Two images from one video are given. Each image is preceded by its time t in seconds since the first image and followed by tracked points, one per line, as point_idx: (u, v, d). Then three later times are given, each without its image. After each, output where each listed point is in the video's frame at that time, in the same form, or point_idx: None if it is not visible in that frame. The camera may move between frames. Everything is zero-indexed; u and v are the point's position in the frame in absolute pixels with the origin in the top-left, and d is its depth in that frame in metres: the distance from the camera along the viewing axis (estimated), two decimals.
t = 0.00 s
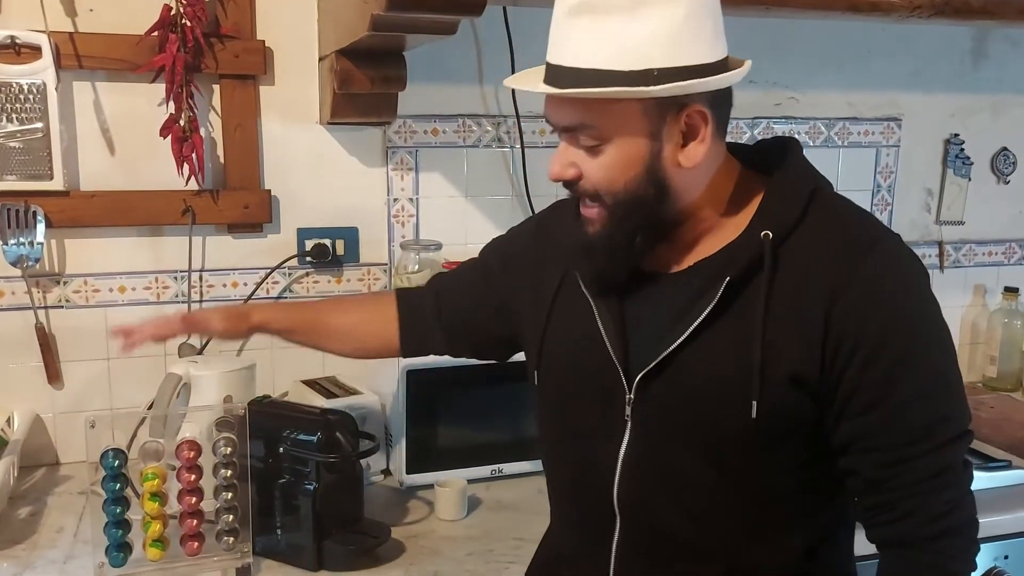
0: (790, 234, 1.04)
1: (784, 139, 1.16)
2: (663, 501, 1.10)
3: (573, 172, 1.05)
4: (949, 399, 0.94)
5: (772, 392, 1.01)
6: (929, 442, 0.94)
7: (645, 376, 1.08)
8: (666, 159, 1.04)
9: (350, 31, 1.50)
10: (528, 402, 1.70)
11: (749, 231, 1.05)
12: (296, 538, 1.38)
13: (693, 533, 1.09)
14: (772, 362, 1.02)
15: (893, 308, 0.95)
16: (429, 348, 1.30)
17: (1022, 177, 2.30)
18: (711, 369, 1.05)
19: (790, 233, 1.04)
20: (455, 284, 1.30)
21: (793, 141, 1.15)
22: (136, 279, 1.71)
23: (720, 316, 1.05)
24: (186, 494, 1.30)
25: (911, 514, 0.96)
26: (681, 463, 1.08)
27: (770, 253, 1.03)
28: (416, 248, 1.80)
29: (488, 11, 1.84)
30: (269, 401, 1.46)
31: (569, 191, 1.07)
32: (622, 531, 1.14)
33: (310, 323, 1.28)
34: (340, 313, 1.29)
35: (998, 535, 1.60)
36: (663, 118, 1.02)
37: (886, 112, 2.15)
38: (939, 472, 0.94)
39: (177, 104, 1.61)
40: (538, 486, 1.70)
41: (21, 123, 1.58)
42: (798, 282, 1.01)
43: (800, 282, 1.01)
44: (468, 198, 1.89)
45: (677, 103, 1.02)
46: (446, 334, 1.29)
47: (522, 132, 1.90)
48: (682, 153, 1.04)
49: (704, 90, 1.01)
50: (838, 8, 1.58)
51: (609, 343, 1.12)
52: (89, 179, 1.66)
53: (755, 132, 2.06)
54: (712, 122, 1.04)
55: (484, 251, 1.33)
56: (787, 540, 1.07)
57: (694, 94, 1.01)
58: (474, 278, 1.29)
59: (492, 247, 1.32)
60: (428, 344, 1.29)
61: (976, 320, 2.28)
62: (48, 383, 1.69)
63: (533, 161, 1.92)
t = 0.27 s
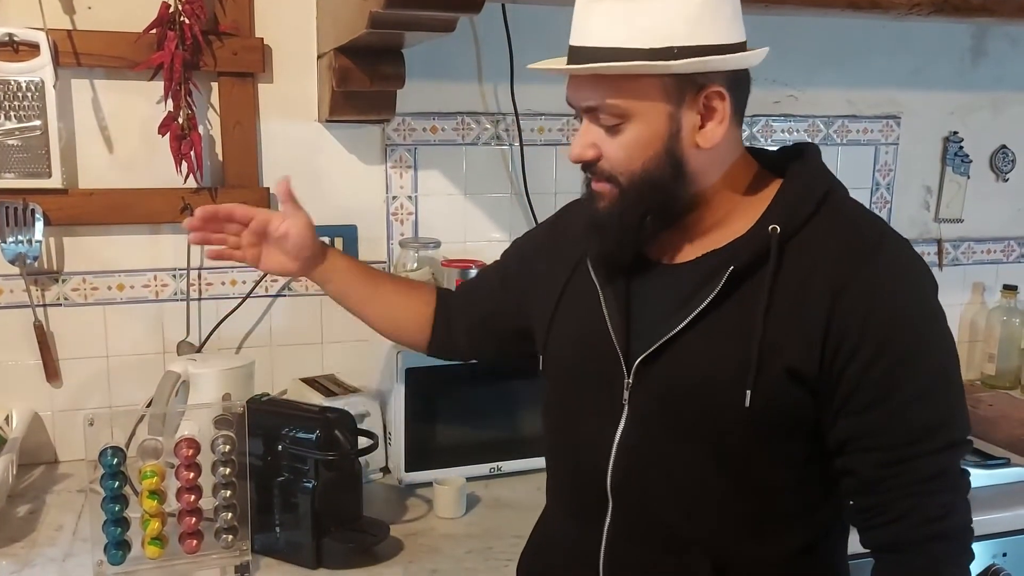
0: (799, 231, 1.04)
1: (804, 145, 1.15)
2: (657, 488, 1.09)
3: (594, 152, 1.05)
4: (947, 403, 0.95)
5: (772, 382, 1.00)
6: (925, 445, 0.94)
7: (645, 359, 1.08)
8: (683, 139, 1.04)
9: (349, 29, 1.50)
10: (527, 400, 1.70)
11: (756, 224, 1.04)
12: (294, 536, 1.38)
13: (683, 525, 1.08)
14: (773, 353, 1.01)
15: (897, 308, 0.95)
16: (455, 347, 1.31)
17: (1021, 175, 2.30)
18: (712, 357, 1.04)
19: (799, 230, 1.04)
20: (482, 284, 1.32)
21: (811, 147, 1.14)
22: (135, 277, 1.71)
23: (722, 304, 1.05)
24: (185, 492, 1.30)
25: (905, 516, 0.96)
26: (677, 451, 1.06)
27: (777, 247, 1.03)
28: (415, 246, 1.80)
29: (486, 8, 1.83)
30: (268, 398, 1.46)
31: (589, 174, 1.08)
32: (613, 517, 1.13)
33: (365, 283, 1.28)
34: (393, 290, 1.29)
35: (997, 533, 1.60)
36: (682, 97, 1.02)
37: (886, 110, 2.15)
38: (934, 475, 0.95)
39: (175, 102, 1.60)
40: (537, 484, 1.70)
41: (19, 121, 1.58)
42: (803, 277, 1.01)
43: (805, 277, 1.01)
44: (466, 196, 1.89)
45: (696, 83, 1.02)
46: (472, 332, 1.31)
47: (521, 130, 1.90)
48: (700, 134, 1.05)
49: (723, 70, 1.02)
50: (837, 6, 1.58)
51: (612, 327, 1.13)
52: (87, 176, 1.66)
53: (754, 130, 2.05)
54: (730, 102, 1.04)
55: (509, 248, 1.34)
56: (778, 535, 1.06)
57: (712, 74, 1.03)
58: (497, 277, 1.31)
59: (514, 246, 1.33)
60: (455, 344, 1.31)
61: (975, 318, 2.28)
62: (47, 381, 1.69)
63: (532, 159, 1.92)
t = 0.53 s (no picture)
0: (805, 229, 1.04)
1: (809, 147, 1.15)
2: (659, 483, 1.08)
3: (605, 144, 1.06)
4: (949, 402, 0.94)
5: (776, 377, 1.01)
6: (928, 443, 0.93)
7: (649, 355, 1.08)
8: (693, 133, 1.05)
9: (348, 29, 1.50)
10: (526, 400, 1.70)
11: (759, 224, 1.05)
12: (293, 536, 1.38)
13: (682, 519, 1.08)
14: (777, 348, 1.01)
15: (900, 306, 0.95)
16: (479, 367, 1.31)
17: (1019, 174, 2.30)
18: (717, 352, 1.04)
19: (805, 228, 1.04)
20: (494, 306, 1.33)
21: (817, 147, 1.14)
22: (133, 277, 1.71)
23: (726, 300, 1.05)
24: (183, 492, 1.29)
25: (903, 513, 0.95)
26: (680, 446, 1.06)
27: (782, 244, 1.03)
28: (413, 246, 1.81)
29: (485, 7, 1.83)
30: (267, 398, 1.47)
31: (600, 166, 1.09)
32: (614, 512, 1.13)
33: (372, 339, 1.30)
34: (403, 338, 1.32)
35: (995, 531, 1.60)
36: (693, 90, 1.03)
37: (884, 110, 2.15)
38: (934, 474, 0.93)
39: (174, 102, 1.60)
40: (536, 484, 1.70)
41: (17, 121, 1.58)
42: (807, 274, 1.01)
43: (809, 275, 1.01)
44: (465, 195, 1.89)
45: (706, 76, 1.03)
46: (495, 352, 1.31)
47: (520, 130, 1.90)
48: (710, 128, 1.05)
49: (733, 61, 1.03)
50: (835, 6, 1.58)
51: (618, 324, 1.12)
52: (85, 176, 1.66)
53: (753, 129, 2.05)
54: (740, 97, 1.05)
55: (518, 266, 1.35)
56: (779, 530, 1.06)
57: (723, 67, 1.03)
58: (510, 296, 1.32)
59: (524, 260, 1.34)
60: (479, 363, 1.31)
61: (973, 317, 2.29)
62: (45, 380, 1.69)
63: (530, 158, 1.92)
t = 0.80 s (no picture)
0: (802, 224, 1.04)
1: (798, 142, 1.15)
2: (666, 482, 1.08)
3: (627, 132, 1.02)
4: (953, 390, 0.93)
5: (778, 373, 1.00)
6: (930, 434, 0.92)
7: (652, 356, 1.08)
8: (713, 111, 1.03)
9: (345, 29, 1.50)
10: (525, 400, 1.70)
11: (757, 221, 1.05)
12: (292, 536, 1.38)
13: (690, 518, 1.08)
14: (779, 344, 1.01)
15: (899, 297, 0.94)
16: (488, 376, 1.32)
17: (1017, 175, 2.30)
18: (719, 351, 1.04)
19: (802, 223, 1.04)
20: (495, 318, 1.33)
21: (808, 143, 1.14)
22: (132, 278, 1.71)
23: (726, 299, 1.05)
24: (181, 492, 1.29)
25: (908, 505, 0.94)
26: (686, 445, 1.06)
27: (780, 239, 1.04)
28: (411, 246, 1.82)
29: (483, 7, 1.83)
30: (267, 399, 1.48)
31: (619, 161, 1.04)
32: (626, 513, 1.12)
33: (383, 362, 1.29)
34: (409, 357, 1.30)
35: (993, 532, 1.60)
36: (708, 69, 1.02)
37: (882, 110, 2.15)
38: (938, 464, 0.92)
39: (172, 102, 1.60)
40: (535, 485, 1.70)
41: (15, 121, 1.58)
42: (806, 269, 1.01)
43: (809, 270, 1.01)
44: (463, 195, 1.89)
45: (719, 53, 1.03)
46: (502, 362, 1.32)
47: (518, 130, 1.90)
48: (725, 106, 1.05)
49: (740, 37, 1.04)
50: (833, 7, 1.58)
51: (619, 326, 1.13)
52: (84, 177, 1.66)
53: (751, 130, 2.05)
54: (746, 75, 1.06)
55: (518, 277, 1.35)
56: (789, 526, 1.05)
57: (730, 45, 1.04)
58: (512, 306, 1.32)
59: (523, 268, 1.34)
60: (486, 371, 1.32)
61: (971, 318, 2.29)
62: (43, 381, 1.69)
63: (529, 159, 1.92)
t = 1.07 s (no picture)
0: (802, 220, 1.04)
1: (793, 141, 1.15)
2: (675, 481, 1.08)
3: (661, 105, 1.01)
4: (957, 379, 0.93)
5: (784, 369, 1.00)
6: (938, 423, 0.92)
7: (657, 357, 1.08)
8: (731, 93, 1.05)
9: (344, 29, 1.50)
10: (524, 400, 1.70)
11: (758, 218, 1.05)
12: (291, 537, 1.38)
13: (700, 515, 1.07)
14: (783, 340, 1.01)
15: (900, 289, 0.95)
16: (487, 376, 1.32)
17: (1015, 175, 2.31)
18: (725, 349, 1.04)
19: (802, 219, 1.04)
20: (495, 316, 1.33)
21: (803, 142, 1.14)
22: (130, 278, 1.71)
23: (729, 298, 1.05)
24: (180, 493, 1.29)
25: (919, 495, 0.94)
26: (693, 443, 1.06)
27: (781, 236, 1.03)
28: (410, 246, 1.83)
29: (481, 8, 1.83)
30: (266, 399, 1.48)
31: (652, 135, 1.02)
32: (636, 513, 1.12)
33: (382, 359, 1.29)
34: (409, 354, 1.30)
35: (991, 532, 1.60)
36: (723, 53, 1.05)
37: (880, 110, 2.15)
38: (946, 453, 0.92)
39: (171, 102, 1.61)
40: (534, 484, 1.71)
41: (14, 121, 1.58)
42: (808, 265, 1.01)
43: (811, 266, 1.01)
44: (462, 195, 1.89)
45: (728, 42, 1.07)
46: (501, 362, 1.32)
47: (517, 130, 1.90)
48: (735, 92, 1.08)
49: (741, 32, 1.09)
50: (832, 7, 1.58)
51: (621, 327, 1.13)
52: (82, 177, 1.66)
53: (749, 130, 2.05)
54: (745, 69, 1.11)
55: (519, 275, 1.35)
56: (798, 522, 1.05)
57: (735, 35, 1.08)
58: (511, 305, 1.32)
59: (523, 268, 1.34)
60: (486, 371, 1.32)
61: (969, 318, 2.29)
62: (42, 381, 1.69)
63: (528, 159, 1.92)
